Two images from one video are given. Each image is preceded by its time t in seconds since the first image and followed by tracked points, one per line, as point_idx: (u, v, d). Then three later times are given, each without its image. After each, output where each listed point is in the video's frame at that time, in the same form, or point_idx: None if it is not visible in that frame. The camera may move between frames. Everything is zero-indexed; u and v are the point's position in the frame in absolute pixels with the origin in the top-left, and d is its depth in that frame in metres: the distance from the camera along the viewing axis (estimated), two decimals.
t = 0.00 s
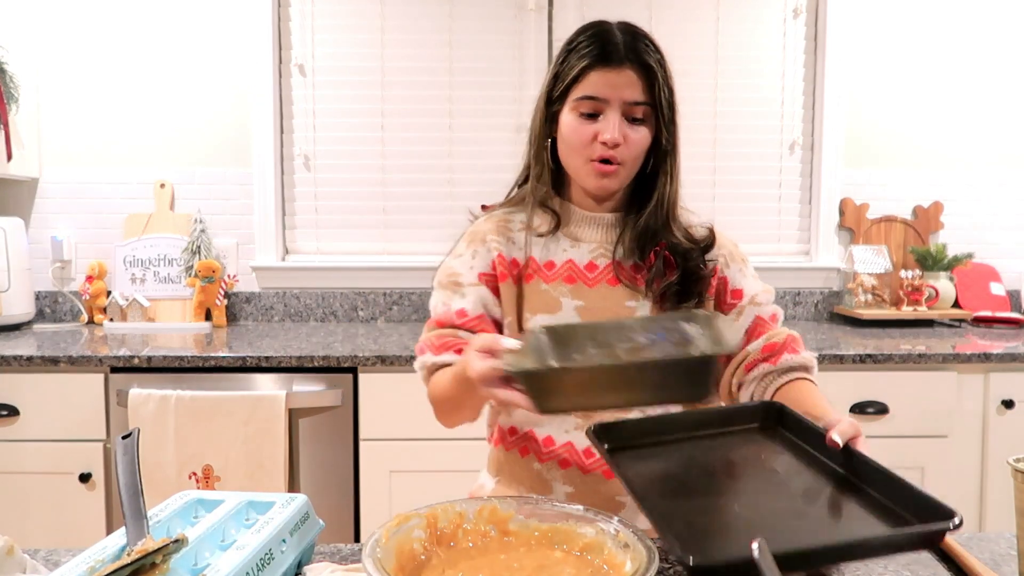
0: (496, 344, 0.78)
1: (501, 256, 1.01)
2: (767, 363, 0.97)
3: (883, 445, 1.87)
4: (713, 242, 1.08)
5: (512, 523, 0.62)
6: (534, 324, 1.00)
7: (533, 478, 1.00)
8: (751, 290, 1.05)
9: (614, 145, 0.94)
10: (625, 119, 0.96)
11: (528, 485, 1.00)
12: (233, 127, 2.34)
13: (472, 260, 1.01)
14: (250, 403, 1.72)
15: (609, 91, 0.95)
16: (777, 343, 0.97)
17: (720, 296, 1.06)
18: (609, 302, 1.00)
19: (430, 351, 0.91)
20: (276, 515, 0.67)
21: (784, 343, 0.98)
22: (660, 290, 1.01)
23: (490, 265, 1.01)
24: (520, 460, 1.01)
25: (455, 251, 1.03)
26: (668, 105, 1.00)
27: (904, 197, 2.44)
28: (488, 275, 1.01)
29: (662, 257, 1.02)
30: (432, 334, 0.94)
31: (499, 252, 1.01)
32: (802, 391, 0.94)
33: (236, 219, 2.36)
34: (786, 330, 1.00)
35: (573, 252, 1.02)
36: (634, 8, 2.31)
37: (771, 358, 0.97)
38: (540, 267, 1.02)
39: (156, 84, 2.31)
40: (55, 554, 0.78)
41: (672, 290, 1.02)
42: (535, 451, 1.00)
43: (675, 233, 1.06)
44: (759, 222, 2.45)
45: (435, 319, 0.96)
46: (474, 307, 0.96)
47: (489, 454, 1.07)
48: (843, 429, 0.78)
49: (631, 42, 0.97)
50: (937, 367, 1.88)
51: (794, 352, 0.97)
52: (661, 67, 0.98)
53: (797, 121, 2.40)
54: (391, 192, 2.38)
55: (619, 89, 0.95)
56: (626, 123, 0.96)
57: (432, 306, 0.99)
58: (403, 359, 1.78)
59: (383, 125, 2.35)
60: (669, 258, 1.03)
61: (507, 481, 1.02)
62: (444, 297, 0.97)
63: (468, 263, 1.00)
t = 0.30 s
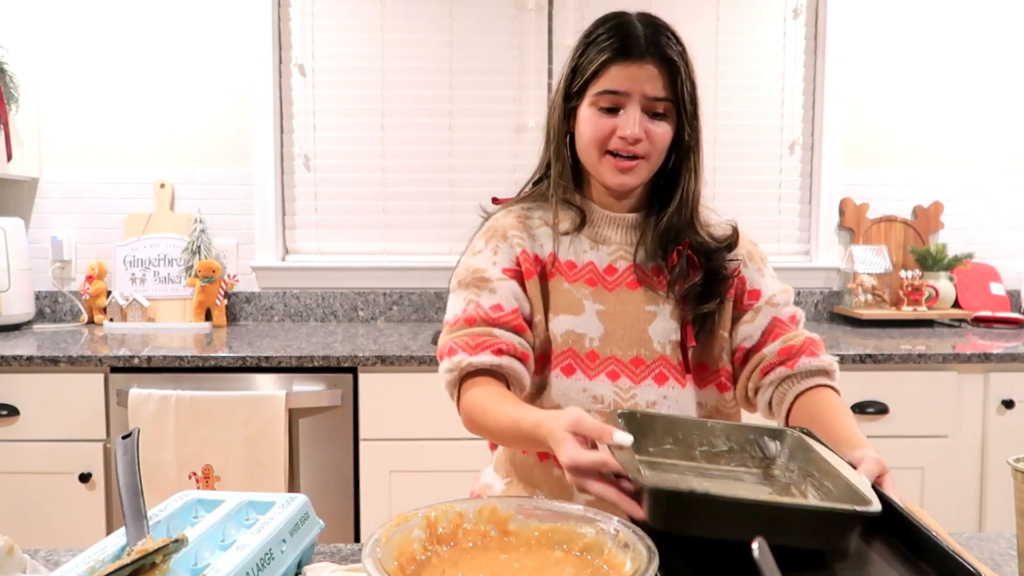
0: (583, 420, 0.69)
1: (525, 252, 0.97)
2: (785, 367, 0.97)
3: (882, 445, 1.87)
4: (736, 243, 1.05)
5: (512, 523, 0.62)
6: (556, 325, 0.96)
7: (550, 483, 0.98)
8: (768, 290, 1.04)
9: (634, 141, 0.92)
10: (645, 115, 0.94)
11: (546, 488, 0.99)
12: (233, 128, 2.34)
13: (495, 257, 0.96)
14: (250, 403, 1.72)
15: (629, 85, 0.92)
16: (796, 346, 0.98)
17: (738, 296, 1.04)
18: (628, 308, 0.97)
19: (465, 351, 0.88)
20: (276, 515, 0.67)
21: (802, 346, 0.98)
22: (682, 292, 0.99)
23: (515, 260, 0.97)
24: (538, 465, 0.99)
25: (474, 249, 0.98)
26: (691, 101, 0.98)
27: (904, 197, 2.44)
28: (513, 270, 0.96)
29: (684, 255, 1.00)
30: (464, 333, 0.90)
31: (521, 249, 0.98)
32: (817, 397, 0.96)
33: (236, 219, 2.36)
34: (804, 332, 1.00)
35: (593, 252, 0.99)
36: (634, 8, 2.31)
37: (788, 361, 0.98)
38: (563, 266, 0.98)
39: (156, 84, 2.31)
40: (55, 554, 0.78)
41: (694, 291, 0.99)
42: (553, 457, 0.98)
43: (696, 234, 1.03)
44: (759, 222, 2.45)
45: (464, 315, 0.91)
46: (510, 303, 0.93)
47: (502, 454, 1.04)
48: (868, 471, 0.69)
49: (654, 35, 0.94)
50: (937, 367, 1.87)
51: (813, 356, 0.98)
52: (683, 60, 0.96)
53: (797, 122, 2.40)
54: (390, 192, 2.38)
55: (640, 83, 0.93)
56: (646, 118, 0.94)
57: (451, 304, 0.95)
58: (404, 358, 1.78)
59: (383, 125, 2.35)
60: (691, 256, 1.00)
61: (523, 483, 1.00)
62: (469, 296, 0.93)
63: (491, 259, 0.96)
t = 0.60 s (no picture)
0: (623, 474, 0.67)
1: (521, 249, 0.97)
2: (787, 373, 0.97)
3: (883, 445, 1.87)
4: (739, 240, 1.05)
5: (512, 523, 0.62)
6: (553, 324, 0.96)
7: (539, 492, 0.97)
8: (771, 293, 1.04)
9: (627, 129, 0.92)
10: (638, 102, 0.94)
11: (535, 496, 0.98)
12: (233, 128, 2.34)
13: (490, 254, 0.96)
14: (250, 403, 1.72)
15: (621, 72, 0.93)
16: (798, 351, 0.97)
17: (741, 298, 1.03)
18: (627, 307, 0.98)
19: (475, 361, 0.87)
20: (276, 515, 0.67)
21: (805, 350, 0.97)
22: (681, 290, 0.98)
23: (511, 258, 0.96)
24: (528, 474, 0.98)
25: (467, 246, 0.98)
26: (685, 90, 0.98)
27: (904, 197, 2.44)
28: (510, 267, 0.96)
29: (682, 251, 1.00)
30: (473, 341, 0.89)
31: (517, 245, 0.97)
32: (819, 399, 0.95)
33: (235, 219, 2.36)
34: (806, 336, 0.99)
35: (591, 249, 0.99)
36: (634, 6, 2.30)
37: (790, 366, 0.97)
38: (560, 262, 0.98)
39: (156, 85, 2.31)
40: (55, 554, 0.78)
41: (695, 290, 0.98)
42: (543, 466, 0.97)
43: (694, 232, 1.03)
44: (759, 222, 2.45)
45: (468, 319, 0.90)
46: (512, 303, 0.92)
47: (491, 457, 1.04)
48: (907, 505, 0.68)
49: (646, 22, 0.95)
50: (937, 367, 1.88)
51: (816, 360, 0.97)
52: (677, 48, 0.96)
53: (797, 122, 2.40)
54: (390, 192, 2.38)
55: (631, 70, 0.93)
56: (640, 105, 0.94)
57: (447, 304, 0.94)
58: (403, 358, 1.78)
59: (383, 125, 2.35)
60: (689, 252, 1.00)
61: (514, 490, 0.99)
62: (467, 296, 0.92)
63: (486, 257, 0.95)
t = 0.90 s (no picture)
0: (647, 492, 0.66)
1: (514, 252, 0.97)
2: (777, 383, 0.97)
3: (883, 445, 1.87)
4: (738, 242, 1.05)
5: (512, 523, 0.62)
6: (546, 330, 0.96)
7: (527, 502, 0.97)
8: (765, 302, 1.04)
9: (620, 122, 0.91)
10: (629, 94, 0.94)
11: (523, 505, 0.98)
12: (232, 128, 2.34)
13: (483, 256, 0.96)
14: (250, 402, 1.72)
15: (611, 62, 0.93)
16: (790, 363, 0.97)
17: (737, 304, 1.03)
18: (622, 311, 0.97)
19: (478, 373, 0.87)
20: (276, 515, 0.67)
21: (796, 363, 0.98)
22: (677, 291, 0.98)
23: (505, 262, 0.97)
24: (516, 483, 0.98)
25: (458, 248, 0.98)
26: (677, 82, 0.97)
27: (904, 197, 2.44)
28: (504, 270, 0.96)
29: (678, 249, 0.99)
30: (472, 351, 0.89)
31: (510, 247, 0.97)
32: (803, 411, 0.96)
33: (235, 219, 2.36)
34: (798, 348, 1.00)
35: (585, 251, 0.99)
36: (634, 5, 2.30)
37: (781, 377, 0.97)
38: (552, 265, 0.98)
39: (156, 84, 2.31)
40: (55, 554, 0.78)
41: (691, 291, 0.98)
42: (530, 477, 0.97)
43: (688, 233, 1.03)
44: (759, 222, 2.45)
45: (464, 329, 0.90)
46: (508, 310, 0.92)
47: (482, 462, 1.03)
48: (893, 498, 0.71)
49: (635, 12, 0.95)
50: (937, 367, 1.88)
51: (805, 373, 0.98)
52: (668, 40, 0.96)
53: (797, 121, 2.40)
54: (390, 191, 2.38)
55: (622, 61, 0.93)
56: (631, 97, 0.94)
57: (440, 308, 0.95)
58: (403, 358, 1.78)
59: (383, 125, 2.35)
60: (684, 251, 1.00)
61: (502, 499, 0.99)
62: (460, 302, 0.92)
63: (479, 259, 0.95)
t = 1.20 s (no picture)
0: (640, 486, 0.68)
1: (508, 258, 0.97)
2: (774, 382, 0.97)
3: (883, 445, 1.87)
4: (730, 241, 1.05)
5: (512, 523, 0.62)
6: (543, 336, 0.96)
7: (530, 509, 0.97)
8: (760, 302, 1.04)
9: (617, 124, 0.91)
10: (625, 95, 0.93)
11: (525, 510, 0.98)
12: (232, 128, 2.34)
13: (477, 265, 0.96)
14: (250, 403, 1.72)
15: (607, 64, 0.92)
16: (787, 362, 0.98)
17: (732, 303, 1.03)
18: (618, 315, 0.97)
19: (477, 383, 0.87)
20: (276, 515, 0.67)
21: (793, 362, 0.98)
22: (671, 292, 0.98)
23: (499, 269, 0.97)
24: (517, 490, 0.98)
25: (452, 258, 0.98)
26: (671, 84, 0.98)
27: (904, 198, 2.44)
28: (499, 278, 0.96)
29: (672, 250, 0.99)
30: (471, 361, 0.89)
31: (503, 255, 0.97)
32: (801, 411, 0.96)
33: (236, 219, 2.36)
34: (793, 348, 1.00)
35: (578, 256, 0.99)
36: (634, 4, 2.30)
37: (778, 377, 0.97)
38: (546, 270, 0.98)
39: (156, 84, 2.31)
40: (55, 554, 0.78)
41: (685, 291, 0.98)
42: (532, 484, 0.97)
43: (683, 232, 1.03)
44: (760, 222, 2.45)
45: (462, 338, 0.91)
46: (505, 317, 0.92)
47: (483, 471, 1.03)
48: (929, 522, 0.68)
49: (628, 13, 0.95)
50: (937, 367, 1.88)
51: (802, 372, 0.98)
52: (661, 40, 0.96)
53: (797, 121, 2.40)
54: (390, 191, 2.38)
55: (618, 62, 0.93)
56: (628, 98, 0.93)
57: (437, 319, 0.95)
58: (403, 358, 1.78)
59: (383, 125, 2.35)
60: (679, 252, 1.00)
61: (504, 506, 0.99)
62: (456, 312, 0.93)
63: (473, 267, 0.96)
